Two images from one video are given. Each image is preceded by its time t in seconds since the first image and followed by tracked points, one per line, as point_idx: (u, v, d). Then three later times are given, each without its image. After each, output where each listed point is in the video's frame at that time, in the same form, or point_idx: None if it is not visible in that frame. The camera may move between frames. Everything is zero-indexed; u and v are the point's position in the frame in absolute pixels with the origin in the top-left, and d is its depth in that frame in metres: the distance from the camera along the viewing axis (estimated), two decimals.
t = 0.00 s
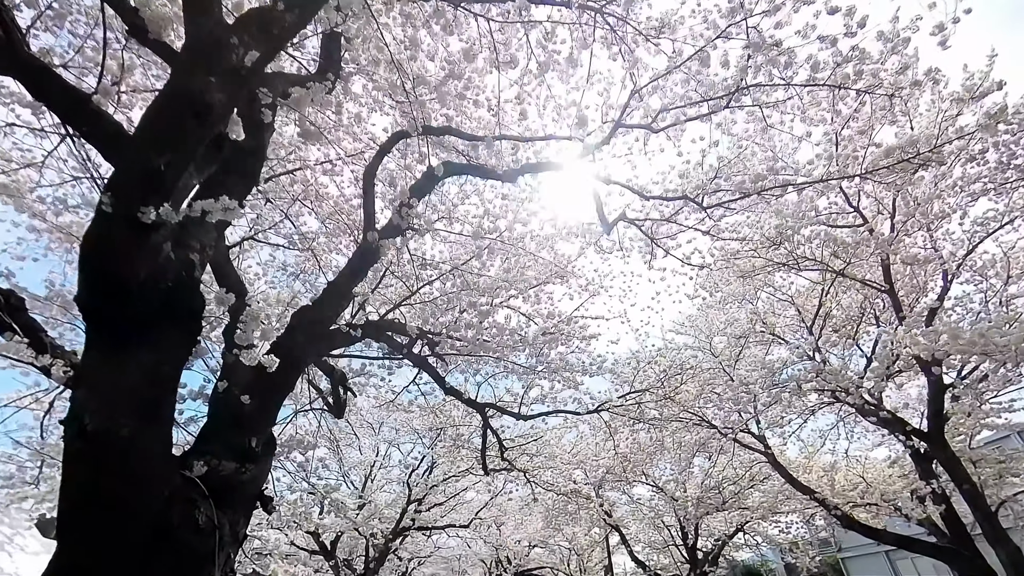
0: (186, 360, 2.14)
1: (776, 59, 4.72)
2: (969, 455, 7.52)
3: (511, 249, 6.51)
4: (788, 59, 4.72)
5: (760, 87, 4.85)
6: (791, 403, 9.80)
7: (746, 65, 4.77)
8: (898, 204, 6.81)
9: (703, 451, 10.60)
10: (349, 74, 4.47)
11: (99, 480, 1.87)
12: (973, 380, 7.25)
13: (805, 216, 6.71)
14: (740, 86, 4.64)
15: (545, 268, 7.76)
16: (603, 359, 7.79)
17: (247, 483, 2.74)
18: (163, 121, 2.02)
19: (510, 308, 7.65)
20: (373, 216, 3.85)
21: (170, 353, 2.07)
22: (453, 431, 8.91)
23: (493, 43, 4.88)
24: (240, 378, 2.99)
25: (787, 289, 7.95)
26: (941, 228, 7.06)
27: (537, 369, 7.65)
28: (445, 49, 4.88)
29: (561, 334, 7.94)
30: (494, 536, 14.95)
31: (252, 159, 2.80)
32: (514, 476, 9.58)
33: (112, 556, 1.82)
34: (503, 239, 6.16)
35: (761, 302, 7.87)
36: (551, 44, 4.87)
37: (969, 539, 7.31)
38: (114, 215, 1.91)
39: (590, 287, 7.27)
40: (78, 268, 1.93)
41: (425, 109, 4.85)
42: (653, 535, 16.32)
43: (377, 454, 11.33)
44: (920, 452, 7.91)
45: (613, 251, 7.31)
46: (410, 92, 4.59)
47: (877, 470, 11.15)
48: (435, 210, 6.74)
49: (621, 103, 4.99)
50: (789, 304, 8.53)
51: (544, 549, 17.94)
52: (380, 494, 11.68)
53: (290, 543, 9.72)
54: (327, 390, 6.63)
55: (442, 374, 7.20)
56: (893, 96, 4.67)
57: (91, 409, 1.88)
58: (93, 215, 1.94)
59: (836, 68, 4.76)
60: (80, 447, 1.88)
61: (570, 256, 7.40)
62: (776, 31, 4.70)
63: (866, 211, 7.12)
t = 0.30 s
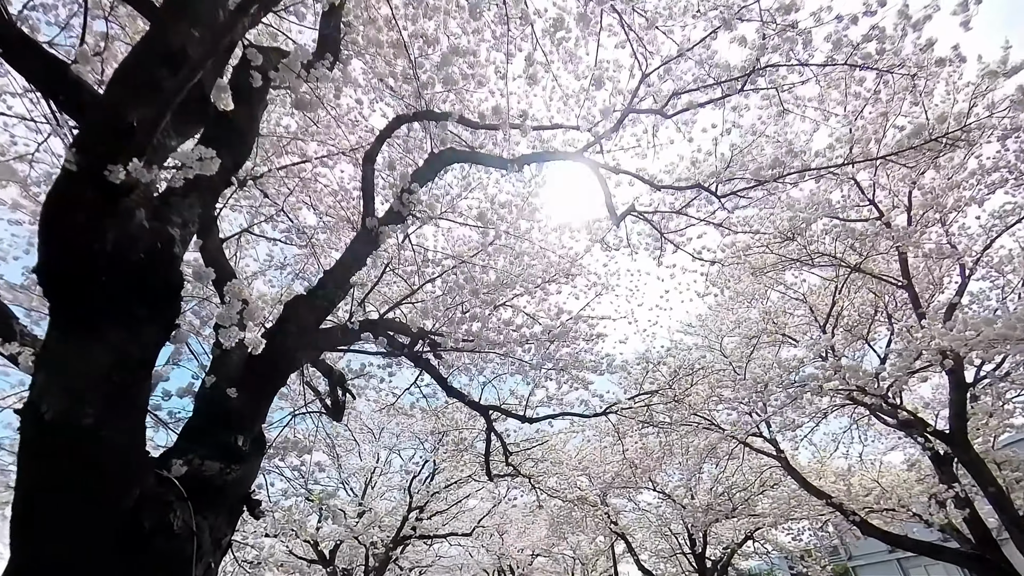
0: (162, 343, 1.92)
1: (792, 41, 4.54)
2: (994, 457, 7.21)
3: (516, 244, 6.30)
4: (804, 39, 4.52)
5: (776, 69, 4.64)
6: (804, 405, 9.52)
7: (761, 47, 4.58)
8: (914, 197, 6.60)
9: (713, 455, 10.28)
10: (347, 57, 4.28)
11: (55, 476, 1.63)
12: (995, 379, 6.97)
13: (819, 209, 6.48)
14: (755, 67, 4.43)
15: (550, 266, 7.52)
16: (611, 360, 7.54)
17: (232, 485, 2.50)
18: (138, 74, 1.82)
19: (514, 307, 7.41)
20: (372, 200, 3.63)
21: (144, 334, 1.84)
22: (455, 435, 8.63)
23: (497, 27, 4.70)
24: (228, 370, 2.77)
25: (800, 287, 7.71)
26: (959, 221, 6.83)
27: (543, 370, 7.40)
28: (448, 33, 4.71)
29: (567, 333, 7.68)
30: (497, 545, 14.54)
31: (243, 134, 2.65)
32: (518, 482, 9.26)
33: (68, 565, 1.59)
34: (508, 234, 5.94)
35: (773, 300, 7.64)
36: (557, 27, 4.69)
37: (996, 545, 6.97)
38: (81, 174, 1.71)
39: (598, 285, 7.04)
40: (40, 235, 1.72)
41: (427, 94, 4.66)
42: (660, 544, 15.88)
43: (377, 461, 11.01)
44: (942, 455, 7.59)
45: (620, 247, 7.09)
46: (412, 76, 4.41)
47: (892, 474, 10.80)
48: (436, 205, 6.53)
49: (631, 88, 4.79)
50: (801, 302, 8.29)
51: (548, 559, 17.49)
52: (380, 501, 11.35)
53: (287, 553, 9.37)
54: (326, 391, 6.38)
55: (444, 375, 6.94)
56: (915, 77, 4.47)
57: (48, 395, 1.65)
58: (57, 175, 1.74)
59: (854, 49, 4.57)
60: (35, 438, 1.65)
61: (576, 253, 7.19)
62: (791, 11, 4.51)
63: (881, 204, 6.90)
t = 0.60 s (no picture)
0: (146, 311, 1.76)
1: (809, 20, 4.41)
2: (1018, 455, 6.96)
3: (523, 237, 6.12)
4: (823, 17, 4.38)
5: (793, 49, 4.49)
6: (817, 405, 9.28)
7: (778, 26, 4.44)
8: (930, 187, 6.44)
9: (723, 457, 10.01)
10: (350, 35, 4.12)
11: (22, 455, 1.48)
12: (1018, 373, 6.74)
13: (834, 199, 6.32)
14: (772, 44, 4.28)
15: (557, 261, 7.34)
16: (620, 358, 7.33)
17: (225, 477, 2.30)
18: (123, 11, 1.70)
19: (520, 303, 7.22)
20: (377, 179, 3.46)
21: (126, 299, 1.70)
22: (460, 437, 8.40)
23: (505, 7, 4.57)
24: (222, 358, 2.64)
25: (812, 282, 7.53)
26: (975, 211, 6.67)
27: (550, 368, 7.18)
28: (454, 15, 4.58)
29: (574, 330, 7.48)
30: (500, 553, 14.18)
31: (242, 95, 2.52)
32: (524, 485, 8.98)
33: (33, 555, 1.43)
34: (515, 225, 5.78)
35: (785, 295, 7.45)
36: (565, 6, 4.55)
37: None
38: (60, 119, 1.62)
39: (606, 280, 6.87)
40: (16, 195, 1.62)
41: (433, 77, 4.51)
42: (668, 551, 15.51)
43: (379, 466, 10.74)
44: (963, 453, 7.34)
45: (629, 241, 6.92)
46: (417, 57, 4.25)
47: (907, 475, 10.51)
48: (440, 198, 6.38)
49: (642, 71, 4.64)
50: (813, 297, 8.09)
51: (552, 567, 17.09)
52: (382, 508, 11.06)
53: (286, 561, 9.07)
54: (327, 390, 6.19)
55: (448, 372, 6.72)
56: (939, 54, 4.30)
57: (18, 366, 1.52)
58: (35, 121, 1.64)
59: (875, 27, 4.41)
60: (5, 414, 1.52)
61: (584, 247, 7.01)
62: None
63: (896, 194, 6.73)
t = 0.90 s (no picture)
0: (120, 276, 1.76)
1: (825, 2, 4.29)
2: None
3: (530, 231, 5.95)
4: None
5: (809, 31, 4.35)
6: (830, 406, 9.04)
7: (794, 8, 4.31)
8: (946, 179, 6.29)
9: (734, 461, 9.73)
10: (353, 17, 3.99)
11: None
12: None
13: (849, 191, 6.15)
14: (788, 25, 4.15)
15: (563, 258, 7.16)
16: (630, 357, 7.11)
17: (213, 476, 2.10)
18: None
19: (526, 300, 7.03)
20: (380, 161, 3.30)
21: (99, 266, 1.70)
22: (464, 440, 8.15)
23: None
24: (213, 347, 2.44)
25: (824, 278, 7.36)
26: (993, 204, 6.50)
27: (558, 369, 6.95)
28: (459, 1, 4.48)
29: (581, 329, 7.27)
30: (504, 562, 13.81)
31: (235, 65, 2.34)
32: (530, 490, 8.70)
33: None
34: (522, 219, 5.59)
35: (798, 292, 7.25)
36: None
37: None
38: (34, 66, 1.65)
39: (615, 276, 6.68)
40: None
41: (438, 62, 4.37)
42: (675, 560, 15.12)
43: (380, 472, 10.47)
44: (986, 454, 7.09)
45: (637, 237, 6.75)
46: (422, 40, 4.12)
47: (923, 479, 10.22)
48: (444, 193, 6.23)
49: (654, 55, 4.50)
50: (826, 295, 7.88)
51: None
52: (383, 515, 10.76)
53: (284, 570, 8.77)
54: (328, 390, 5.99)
55: (452, 372, 6.50)
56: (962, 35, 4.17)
57: None
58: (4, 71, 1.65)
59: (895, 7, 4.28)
60: None
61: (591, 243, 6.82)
62: None
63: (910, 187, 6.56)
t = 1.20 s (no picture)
0: (98, 237, 1.66)
1: None
2: None
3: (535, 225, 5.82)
4: None
5: (822, 11, 4.24)
6: (841, 407, 8.84)
7: None
8: (958, 170, 6.19)
9: (743, 463, 9.50)
10: None
11: None
12: None
13: (861, 182, 6.01)
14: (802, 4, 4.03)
15: (568, 253, 7.01)
16: (637, 355, 6.94)
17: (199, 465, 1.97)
18: None
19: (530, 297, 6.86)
20: (381, 139, 3.16)
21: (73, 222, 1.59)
22: (467, 443, 7.95)
23: None
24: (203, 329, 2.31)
25: (834, 274, 7.22)
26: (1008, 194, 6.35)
27: (564, 367, 6.78)
28: None
29: (587, 326, 7.09)
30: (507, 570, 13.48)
31: (230, 24, 2.24)
32: (535, 494, 8.46)
33: None
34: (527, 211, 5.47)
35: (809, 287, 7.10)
36: None
37: None
38: None
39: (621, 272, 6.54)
40: None
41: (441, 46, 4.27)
42: (682, 567, 14.78)
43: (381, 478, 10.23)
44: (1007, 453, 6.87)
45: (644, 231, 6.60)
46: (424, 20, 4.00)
47: (937, 481, 9.96)
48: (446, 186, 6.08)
49: (663, 38, 4.38)
50: (836, 291, 7.71)
51: None
52: (384, 522, 10.50)
53: None
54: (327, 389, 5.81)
55: (455, 370, 6.32)
56: (981, 13, 4.05)
57: None
58: None
59: None
60: None
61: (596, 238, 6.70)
62: None
63: (923, 178, 6.42)
